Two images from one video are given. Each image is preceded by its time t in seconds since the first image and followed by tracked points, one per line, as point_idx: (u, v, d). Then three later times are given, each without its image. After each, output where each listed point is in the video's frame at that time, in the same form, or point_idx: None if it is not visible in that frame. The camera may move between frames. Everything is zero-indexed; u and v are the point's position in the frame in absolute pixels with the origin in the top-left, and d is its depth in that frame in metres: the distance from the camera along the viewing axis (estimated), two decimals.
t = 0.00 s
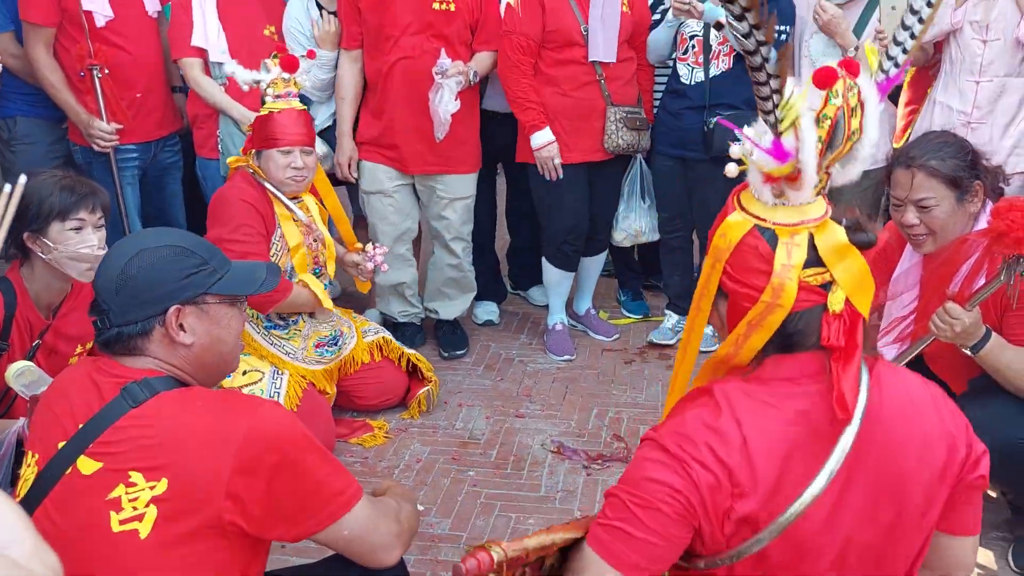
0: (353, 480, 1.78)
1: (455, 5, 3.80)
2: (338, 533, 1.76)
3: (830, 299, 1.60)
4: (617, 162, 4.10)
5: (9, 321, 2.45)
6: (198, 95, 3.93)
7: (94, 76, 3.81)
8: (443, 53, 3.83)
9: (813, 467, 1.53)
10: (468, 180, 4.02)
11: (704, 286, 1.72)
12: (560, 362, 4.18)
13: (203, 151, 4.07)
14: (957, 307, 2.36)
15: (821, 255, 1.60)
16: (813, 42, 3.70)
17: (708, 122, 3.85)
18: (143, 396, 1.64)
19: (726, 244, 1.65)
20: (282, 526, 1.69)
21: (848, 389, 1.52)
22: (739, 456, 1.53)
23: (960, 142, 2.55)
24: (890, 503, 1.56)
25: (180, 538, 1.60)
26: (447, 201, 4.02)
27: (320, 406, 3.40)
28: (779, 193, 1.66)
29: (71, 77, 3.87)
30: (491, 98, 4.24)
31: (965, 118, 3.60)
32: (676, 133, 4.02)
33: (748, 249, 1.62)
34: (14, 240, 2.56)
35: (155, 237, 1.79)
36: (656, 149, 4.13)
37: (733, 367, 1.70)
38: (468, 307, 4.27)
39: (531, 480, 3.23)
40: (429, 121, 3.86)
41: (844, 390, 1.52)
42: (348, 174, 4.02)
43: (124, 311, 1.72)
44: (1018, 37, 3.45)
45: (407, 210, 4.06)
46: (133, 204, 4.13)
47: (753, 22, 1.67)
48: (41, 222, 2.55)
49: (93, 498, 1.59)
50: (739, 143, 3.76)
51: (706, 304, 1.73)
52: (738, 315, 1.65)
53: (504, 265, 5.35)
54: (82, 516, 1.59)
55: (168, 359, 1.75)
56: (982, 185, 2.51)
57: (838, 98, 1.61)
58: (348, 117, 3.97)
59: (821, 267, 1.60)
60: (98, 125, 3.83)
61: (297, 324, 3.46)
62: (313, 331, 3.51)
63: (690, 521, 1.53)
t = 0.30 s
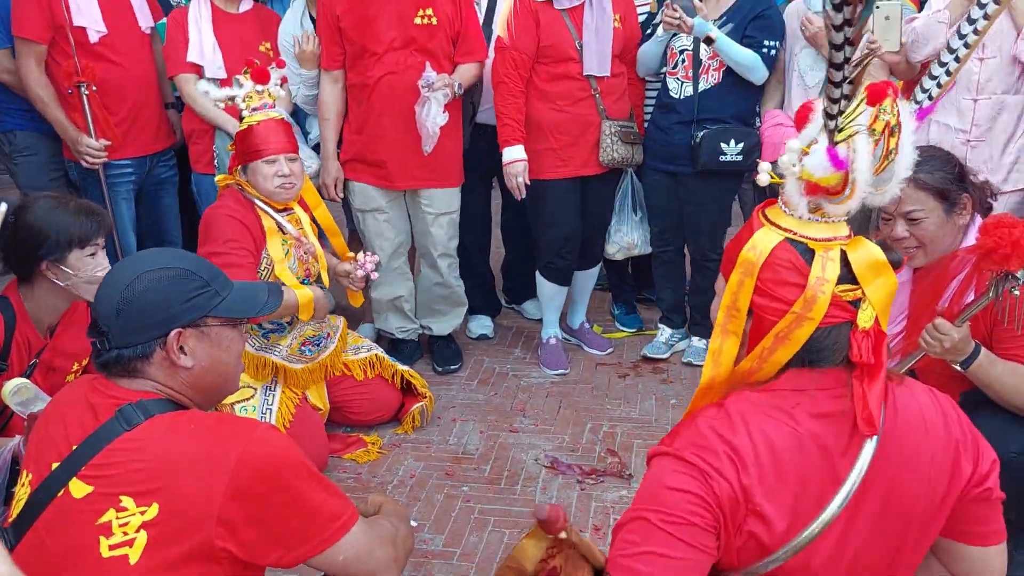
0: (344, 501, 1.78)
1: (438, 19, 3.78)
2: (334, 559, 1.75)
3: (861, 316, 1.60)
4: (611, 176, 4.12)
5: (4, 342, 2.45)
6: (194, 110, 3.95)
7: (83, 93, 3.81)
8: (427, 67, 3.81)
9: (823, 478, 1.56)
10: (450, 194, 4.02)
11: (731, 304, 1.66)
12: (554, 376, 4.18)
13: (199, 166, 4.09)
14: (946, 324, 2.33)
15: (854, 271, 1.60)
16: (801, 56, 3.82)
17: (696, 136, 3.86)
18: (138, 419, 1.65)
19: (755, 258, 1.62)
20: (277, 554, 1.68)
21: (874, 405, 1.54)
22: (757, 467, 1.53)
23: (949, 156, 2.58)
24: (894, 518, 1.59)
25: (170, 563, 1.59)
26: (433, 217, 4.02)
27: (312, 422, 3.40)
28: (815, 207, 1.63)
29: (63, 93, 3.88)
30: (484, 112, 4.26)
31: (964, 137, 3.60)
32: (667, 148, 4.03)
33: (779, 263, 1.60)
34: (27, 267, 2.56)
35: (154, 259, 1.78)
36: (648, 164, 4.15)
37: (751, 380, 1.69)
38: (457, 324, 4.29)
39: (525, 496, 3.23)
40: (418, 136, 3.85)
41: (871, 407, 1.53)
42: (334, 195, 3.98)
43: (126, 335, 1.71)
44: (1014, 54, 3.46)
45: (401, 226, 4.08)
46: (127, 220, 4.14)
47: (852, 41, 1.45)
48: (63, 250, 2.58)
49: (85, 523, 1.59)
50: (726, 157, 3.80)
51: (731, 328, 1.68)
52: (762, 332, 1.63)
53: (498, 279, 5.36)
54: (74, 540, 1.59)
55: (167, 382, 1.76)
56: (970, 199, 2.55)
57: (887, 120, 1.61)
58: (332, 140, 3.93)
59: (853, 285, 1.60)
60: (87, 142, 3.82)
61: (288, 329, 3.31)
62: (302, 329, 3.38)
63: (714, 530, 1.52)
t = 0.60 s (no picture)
0: (340, 511, 1.78)
1: (418, 27, 3.76)
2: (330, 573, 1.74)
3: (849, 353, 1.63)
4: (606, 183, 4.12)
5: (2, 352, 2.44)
6: (190, 117, 3.95)
7: (77, 100, 3.81)
8: (410, 73, 3.79)
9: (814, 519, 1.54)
10: (441, 201, 3.98)
11: (732, 329, 1.68)
12: (550, 382, 4.18)
13: (196, 173, 4.09)
14: (940, 330, 2.35)
15: (853, 311, 1.62)
16: (794, 62, 3.76)
17: (686, 143, 3.87)
18: (132, 429, 1.65)
19: (762, 285, 1.64)
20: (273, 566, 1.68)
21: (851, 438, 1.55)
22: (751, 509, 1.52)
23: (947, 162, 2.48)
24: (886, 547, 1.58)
25: None
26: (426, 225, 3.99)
27: (307, 429, 3.39)
28: (831, 247, 1.66)
29: (57, 100, 3.87)
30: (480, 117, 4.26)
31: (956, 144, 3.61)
32: (661, 154, 4.03)
33: (782, 291, 1.63)
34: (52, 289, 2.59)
35: (150, 267, 1.77)
36: (643, 172, 4.15)
37: (741, 410, 1.72)
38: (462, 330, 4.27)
39: (521, 503, 3.22)
40: (400, 141, 3.83)
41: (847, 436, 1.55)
42: (320, 207, 3.96)
43: (119, 343, 1.71)
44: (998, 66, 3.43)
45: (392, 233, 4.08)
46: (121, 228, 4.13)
47: (971, 81, 1.56)
48: (86, 266, 2.65)
49: (78, 535, 1.59)
50: (716, 164, 3.81)
51: (732, 348, 1.69)
52: (755, 358, 1.66)
53: (495, 285, 5.35)
54: (66, 552, 1.59)
55: (161, 392, 1.75)
56: (963, 204, 2.46)
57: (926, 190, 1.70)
58: (315, 149, 3.91)
59: (849, 321, 1.62)
60: (81, 149, 3.81)
61: (279, 349, 3.35)
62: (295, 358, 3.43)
63: None
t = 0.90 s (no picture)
0: (334, 507, 1.76)
1: (409, 23, 3.74)
2: (325, 571, 1.73)
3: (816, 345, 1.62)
4: (600, 181, 4.11)
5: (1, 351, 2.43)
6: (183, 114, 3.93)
7: (69, 97, 3.79)
8: (401, 71, 3.77)
9: (775, 518, 1.53)
10: (435, 201, 3.96)
11: (705, 309, 1.73)
12: (544, 381, 4.17)
13: (189, 171, 4.07)
14: (937, 324, 2.34)
15: (820, 299, 1.63)
16: (778, 58, 3.78)
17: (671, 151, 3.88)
18: (123, 425, 1.63)
19: (732, 265, 1.68)
20: (268, 564, 1.66)
21: (813, 437, 1.52)
22: (707, 508, 1.52)
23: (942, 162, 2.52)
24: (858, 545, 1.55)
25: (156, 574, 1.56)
26: (417, 225, 3.96)
27: (301, 428, 3.37)
28: (800, 229, 1.67)
29: (49, 97, 3.84)
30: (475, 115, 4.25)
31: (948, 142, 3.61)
32: (655, 152, 4.03)
33: (750, 273, 1.66)
34: (49, 285, 2.56)
35: (145, 258, 1.76)
36: (638, 171, 4.15)
37: (711, 396, 1.71)
38: (477, 331, 4.18)
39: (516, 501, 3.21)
40: (390, 140, 3.81)
41: (810, 436, 1.52)
42: (310, 203, 3.96)
43: (114, 335, 1.68)
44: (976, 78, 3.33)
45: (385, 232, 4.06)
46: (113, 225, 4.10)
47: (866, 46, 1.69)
48: (84, 263, 2.60)
49: (68, 533, 1.56)
50: (701, 170, 3.81)
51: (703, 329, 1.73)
52: (725, 340, 1.67)
53: (489, 285, 5.34)
54: (56, 550, 1.56)
55: (155, 385, 1.73)
56: (961, 202, 2.51)
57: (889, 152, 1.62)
58: (305, 146, 3.92)
59: (817, 312, 1.62)
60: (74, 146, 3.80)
61: (272, 347, 3.35)
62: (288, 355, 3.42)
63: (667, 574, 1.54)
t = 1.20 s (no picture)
0: (330, 507, 1.77)
1: (407, 23, 3.74)
2: (322, 571, 1.74)
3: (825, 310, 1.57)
4: (594, 181, 4.12)
5: None
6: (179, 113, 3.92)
7: (64, 95, 3.78)
8: (397, 71, 3.77)
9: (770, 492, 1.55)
10: (431, 201, 3.97)
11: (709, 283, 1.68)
12: (540, 380, 4.17)
13: (184, 169, 4.06)
14: (930, 324, 2.34)
15: (829, 266, 1.58)
16: (765, 61, 3.73)
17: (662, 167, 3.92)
18: (120, 427, 1.63)
19: (738, 232, 1.62)
20: (268, 565, 1.67)
21: (827, 407, 1.52)
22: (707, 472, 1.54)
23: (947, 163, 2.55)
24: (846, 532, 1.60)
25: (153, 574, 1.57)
26: (414, 226, 3.97)
27: (296, 427, 3.37)
28: (807, 196, 1.63)
29: (44, 95, 3.84)
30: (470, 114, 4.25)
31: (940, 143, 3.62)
32: (649, 153, 4.03)
33: (758, 240, 1.60)
34: (43, 284, 2.54)
35: (136, 259, 1.74)
36: (631, 172, 4.16)
37: (714, 366, 1.66)
38: (474, 328, 4.19)
39: (511, 500, 3.21)
40: (385, 142, 3.82)
41: (823, 407, 1.52)
42: (305, 203, 3.96)
43: (110, 342, 1.67)
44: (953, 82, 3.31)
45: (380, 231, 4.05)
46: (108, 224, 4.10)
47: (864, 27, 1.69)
48: (78, 261, 2.58)
49: (64, 534, 1.57)
50: (694, 181, 3.84)
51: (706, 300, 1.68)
52: (729, 310, 1.62)
53: (485, 284, 5.35)
54: (52, 552, 1.57)
55: (153, 388, 1.74)
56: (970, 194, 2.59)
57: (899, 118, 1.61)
58: (303, 146, 3.92)
59: (825, 277, 1.58)
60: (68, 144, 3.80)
61: (268, 347, 3.35)
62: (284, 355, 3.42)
63: (657, 528, 1.58)
